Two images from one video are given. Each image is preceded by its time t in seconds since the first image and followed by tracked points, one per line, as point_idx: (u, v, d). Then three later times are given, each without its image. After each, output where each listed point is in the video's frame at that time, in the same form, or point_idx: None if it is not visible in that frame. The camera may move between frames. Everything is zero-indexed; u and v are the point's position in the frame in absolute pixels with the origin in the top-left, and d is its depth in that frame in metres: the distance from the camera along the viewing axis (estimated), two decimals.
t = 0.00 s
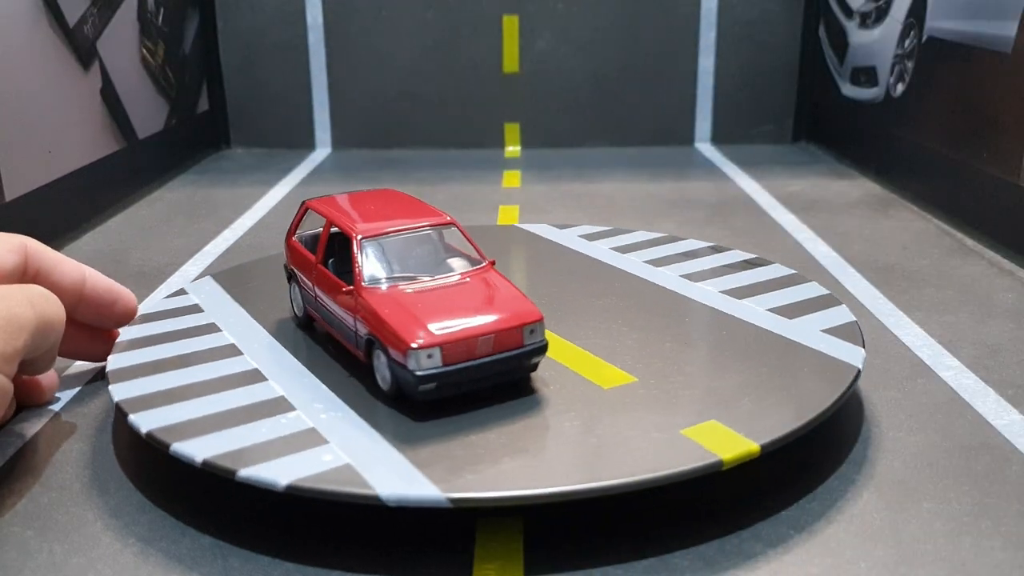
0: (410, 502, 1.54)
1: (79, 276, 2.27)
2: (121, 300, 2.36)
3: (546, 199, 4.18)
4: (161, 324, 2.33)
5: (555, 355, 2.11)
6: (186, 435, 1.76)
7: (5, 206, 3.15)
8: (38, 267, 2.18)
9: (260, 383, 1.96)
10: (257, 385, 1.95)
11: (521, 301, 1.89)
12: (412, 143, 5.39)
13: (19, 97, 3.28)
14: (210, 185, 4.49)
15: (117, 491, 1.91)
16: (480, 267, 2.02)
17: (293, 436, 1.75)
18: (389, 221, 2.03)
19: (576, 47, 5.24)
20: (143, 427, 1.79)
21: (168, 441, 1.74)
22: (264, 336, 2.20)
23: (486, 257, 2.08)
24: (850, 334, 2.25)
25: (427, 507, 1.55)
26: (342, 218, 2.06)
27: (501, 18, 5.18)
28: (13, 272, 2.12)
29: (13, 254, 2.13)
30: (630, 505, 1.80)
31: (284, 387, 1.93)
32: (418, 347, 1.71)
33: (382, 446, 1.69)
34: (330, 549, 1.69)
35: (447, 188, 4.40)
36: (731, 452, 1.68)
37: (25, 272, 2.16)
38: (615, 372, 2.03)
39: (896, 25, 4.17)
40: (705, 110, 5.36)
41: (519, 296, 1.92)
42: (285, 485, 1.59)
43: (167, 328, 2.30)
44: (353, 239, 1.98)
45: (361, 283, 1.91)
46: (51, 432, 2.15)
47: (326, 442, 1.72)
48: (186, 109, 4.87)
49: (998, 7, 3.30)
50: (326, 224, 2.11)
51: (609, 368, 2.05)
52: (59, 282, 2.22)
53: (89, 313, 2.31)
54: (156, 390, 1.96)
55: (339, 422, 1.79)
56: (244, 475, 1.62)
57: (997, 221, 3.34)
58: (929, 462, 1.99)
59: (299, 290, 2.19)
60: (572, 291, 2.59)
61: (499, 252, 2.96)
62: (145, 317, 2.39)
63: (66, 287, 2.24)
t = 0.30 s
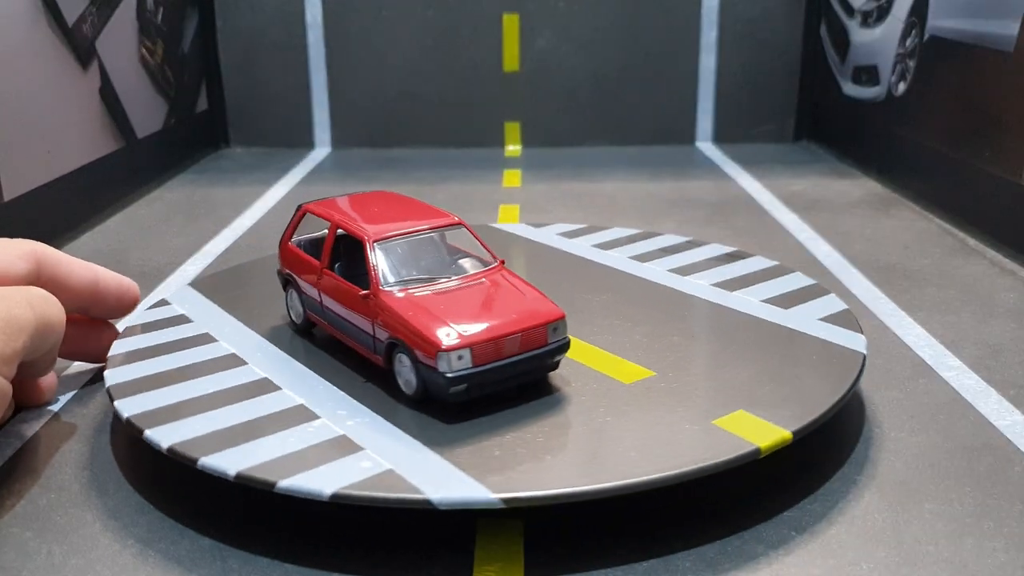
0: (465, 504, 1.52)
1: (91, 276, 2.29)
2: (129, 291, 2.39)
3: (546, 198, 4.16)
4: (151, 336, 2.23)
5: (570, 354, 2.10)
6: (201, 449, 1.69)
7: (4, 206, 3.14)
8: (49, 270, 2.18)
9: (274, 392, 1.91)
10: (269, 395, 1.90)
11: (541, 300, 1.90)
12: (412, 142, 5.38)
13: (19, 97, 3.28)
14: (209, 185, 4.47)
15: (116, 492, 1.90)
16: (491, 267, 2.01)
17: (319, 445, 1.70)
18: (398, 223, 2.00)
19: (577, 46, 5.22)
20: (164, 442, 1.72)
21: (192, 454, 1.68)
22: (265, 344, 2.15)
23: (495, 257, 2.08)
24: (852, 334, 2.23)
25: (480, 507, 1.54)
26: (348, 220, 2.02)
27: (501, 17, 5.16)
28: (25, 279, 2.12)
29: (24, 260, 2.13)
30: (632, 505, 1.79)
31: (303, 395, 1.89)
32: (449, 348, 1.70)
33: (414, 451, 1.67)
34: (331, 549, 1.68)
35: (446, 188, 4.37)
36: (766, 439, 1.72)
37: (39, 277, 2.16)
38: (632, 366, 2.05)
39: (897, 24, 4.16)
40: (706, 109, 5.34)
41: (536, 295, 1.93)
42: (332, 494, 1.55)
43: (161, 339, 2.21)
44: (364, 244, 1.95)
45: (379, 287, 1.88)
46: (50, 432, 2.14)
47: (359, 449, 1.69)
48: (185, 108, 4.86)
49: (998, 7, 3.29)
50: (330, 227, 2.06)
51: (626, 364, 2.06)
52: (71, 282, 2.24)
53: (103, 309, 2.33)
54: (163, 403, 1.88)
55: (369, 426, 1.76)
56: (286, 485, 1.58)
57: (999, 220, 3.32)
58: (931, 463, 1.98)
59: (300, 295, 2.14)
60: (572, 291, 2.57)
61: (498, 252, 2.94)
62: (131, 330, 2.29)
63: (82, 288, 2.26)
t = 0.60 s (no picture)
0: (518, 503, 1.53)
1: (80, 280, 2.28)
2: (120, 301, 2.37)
3: (546, 198, 4.16)
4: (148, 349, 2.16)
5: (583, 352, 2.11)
6: (223, 462, 1.66)
7: (4, 206, 3.14)
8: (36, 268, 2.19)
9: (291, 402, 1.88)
10: (288, 405, 1.87)
11: (558, 298, 1.92)
12: (412, 142, 5.38)
13: (19, 97, 3.28)
14: (209, 185, 4.47)
15: (116, 493, 1.90)
16: (502, 267, 2.03)
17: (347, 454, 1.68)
18: (409, 226, 2.00)
19: (577, 46, 5.22)
20: (190, 456, 1.67)
21: (221, 467, 1.64)
22: (271, 352, 2.11)
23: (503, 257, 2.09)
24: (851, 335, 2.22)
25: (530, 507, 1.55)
26: (357, 224, 2.01)
27: (501, 16, 5.16)
28: (12, 272, 2.13)
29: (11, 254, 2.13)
30: (632, 505, 1.79)
31: (324, 402, 1.87)
32: (479, 349, 1.70)
33: (449, 454, 1.66)
34: (331, 548, 1.68)
35: (447, 188, 4.37)
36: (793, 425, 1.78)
37: (24, 273, 2.17)
38: (645, 360, 2.08)
39: (898, 24, 4.15)
40: (706, 109, 5.34)
41: (552, 293, 1.95)
42: (379, 500, 1.54)
43: (163, 350, 2.15)
44: (377, 248, 1.94)
45: (398, 291, 1.87)
46: (51, 432, 2.14)
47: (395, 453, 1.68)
48: (185, 108, 4.86)
49: (998, 6, 3.29)
50: (337, 231, 2.05)
51: (638, 357, 2.09)
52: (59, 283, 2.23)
53: (89, 315, 2.31)
54: (178, 417, 1.83)
55: (399, 431, 1.75)
56: (329, 493, 1.56)
57: (999, 220, 3.32)
58: (931, 463, 1.98)
59: (304, 301, 2.11)
60: (573, 290, 2.57)
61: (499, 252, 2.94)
62: (123, 343, 2.20)
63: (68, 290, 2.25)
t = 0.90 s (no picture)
0: (563, 500, 1.55)
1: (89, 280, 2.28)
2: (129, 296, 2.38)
3: (546, 198, 4.16)
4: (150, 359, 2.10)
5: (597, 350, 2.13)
6: (246, 472, 1.63)
7: (4, 206, 3.14)
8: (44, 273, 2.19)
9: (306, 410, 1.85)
10: (308, 411, 1.84)
11: (572, 297, 1.94)
12: (412, 142, 5.38)
13: (19, 97, 3.28)
14: (209, 185, 4.47)
15: (116, 493, 1.90)
16: (512, 266, 2.04)
17: (376, 459, 1.66)
18: (419, 227, 1.99)
19: (577, 46, 5.22)
20: (218, 467, 1.64)
21: (251, 478, 1.61)
22: (277, 358, 2.08)
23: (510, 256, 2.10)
24: (850, 335, 2.22)
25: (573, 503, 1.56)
26: (366, 226, 2.00)
27: (501, 16, 5.16)
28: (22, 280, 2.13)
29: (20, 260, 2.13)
30: (633, 506, 1.79)
31: (344, 406, 1.85)
32: (506, 349, 1.71)
33: (480, 454, 1.67)
34: (331, 548, 1.68)
35: (446, 188, 4.37)
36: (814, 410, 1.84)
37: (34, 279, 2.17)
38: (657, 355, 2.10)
39: (898, 24, 4.15)
40: (706, 109, 5.34)
41: (564, 291, 1.97)
42: (423, 502, 1.53)
43: (165, 360, 2.10)
44: (390, 250, 1.92)
45: (415, 293, 1.86)
46: (51, 432, 2.14)
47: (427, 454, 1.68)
48: (185, 108, 4.86)
49: (998, 6, 3.29)
50: (344, 233, 2.03)
51: (651, 353, 2.11)
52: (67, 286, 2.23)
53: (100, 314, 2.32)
54: (194, 427, 1.79)
55: (425, 432, 1.75)
56: (370, 498, 1.54)
57: (999, 220, 3.32)
58: (930, 463, 1.98)
59: (308, 306, 2.08)
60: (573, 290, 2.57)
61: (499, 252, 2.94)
62: (119, 355, 2.13)
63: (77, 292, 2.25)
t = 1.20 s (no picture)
0: (600, 496, 1.56)
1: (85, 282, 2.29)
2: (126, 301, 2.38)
3: (547, 198, 4.16)
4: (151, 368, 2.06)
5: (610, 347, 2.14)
6: (269, 479, 1.61)
7: (4, 206, 3.14)
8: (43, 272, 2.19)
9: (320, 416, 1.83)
10: (326, 415, 1.83)
11: (583, 294, 1.96)
12: (412, 142, 5.38)
13: (19, 96, 3.28)
14: (209, 185, 4.47)
15: (116, 493, 1.90)
16: (521, 266, 2.05)
17: (402, 463, 1.66)
18: (428, 228, 1.99)
19: (577, 46, 5.22)
20: (242, 477, 1.62)
21: (280, 485, 1.59)
22: (286, 364, 2.06)
23: (517, 256, 2.11)
24: (851, 336, 2.21)
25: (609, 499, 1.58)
26: (375, 228, 1.99)
27: (501, 16, 5.16)
28: (18, 277, 2.13)
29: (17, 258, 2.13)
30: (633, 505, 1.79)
31: (363, 410, 1.85)
32: (529, 348, 1.73)
33: (507, 455, 1.67)
34: (332, 548, 1.68)
35: (447, 188, 4.37)
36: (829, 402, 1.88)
37: (30, 278, 2.17)
38: (663, 350, 2.13)
39: (898, 25, 4.16)
40: (706, 109, 5.35)
41: (573, 289, 1.99)
42: (462, 502, 1.53)
43: (169, 369, 2.05)
44: (402, 251, 1.92)
45: (430, 295, 1.86)
46: (51, 432, 2.14)
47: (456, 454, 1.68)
48: (185, 108, 4.86)
49: (998, 6, 3.29)
50: (351, 235, 2.02)
51: (658, 348, 2.14)
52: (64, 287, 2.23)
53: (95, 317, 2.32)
54: (212, 437, 1.76)
55: (450, 433, 1.75)
56: (407, 501, 1.54)
57: (999, 220, 3.32)
58: (931, 463, 1.98)
59: (314, 311, 2.07)
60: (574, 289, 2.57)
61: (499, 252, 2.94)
62: (119, 365, 2.08)
63: (73, 294, 2.25)
